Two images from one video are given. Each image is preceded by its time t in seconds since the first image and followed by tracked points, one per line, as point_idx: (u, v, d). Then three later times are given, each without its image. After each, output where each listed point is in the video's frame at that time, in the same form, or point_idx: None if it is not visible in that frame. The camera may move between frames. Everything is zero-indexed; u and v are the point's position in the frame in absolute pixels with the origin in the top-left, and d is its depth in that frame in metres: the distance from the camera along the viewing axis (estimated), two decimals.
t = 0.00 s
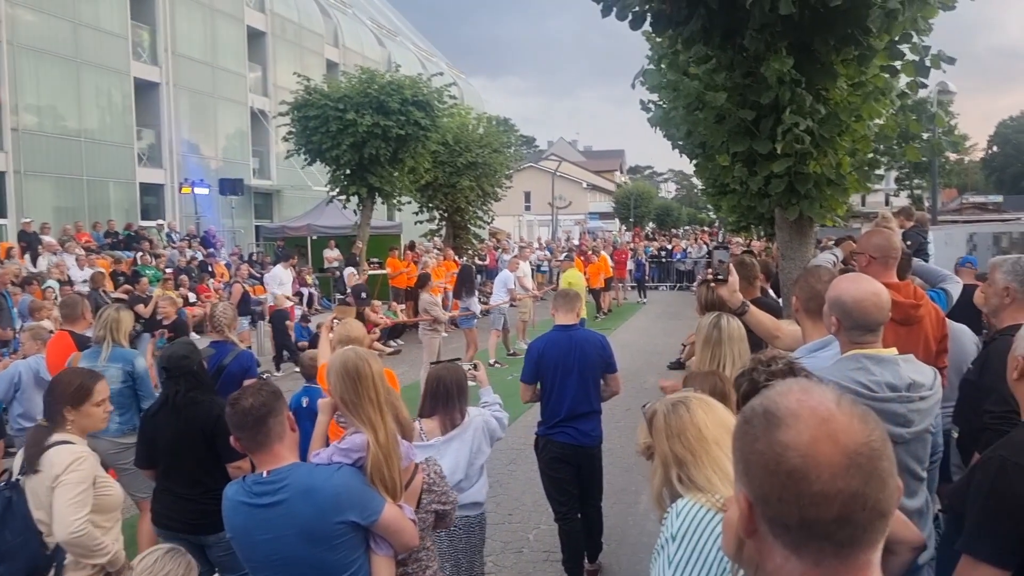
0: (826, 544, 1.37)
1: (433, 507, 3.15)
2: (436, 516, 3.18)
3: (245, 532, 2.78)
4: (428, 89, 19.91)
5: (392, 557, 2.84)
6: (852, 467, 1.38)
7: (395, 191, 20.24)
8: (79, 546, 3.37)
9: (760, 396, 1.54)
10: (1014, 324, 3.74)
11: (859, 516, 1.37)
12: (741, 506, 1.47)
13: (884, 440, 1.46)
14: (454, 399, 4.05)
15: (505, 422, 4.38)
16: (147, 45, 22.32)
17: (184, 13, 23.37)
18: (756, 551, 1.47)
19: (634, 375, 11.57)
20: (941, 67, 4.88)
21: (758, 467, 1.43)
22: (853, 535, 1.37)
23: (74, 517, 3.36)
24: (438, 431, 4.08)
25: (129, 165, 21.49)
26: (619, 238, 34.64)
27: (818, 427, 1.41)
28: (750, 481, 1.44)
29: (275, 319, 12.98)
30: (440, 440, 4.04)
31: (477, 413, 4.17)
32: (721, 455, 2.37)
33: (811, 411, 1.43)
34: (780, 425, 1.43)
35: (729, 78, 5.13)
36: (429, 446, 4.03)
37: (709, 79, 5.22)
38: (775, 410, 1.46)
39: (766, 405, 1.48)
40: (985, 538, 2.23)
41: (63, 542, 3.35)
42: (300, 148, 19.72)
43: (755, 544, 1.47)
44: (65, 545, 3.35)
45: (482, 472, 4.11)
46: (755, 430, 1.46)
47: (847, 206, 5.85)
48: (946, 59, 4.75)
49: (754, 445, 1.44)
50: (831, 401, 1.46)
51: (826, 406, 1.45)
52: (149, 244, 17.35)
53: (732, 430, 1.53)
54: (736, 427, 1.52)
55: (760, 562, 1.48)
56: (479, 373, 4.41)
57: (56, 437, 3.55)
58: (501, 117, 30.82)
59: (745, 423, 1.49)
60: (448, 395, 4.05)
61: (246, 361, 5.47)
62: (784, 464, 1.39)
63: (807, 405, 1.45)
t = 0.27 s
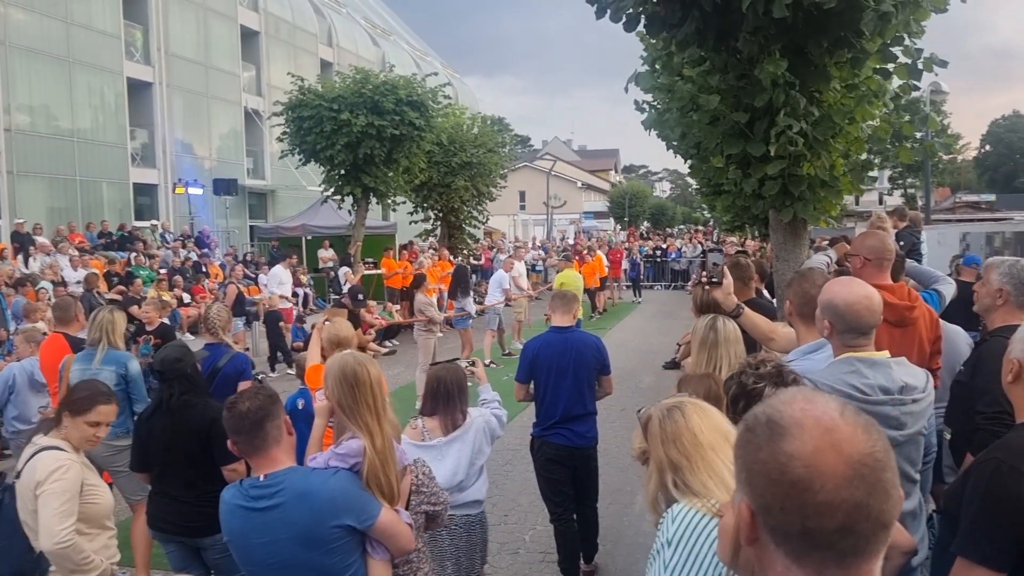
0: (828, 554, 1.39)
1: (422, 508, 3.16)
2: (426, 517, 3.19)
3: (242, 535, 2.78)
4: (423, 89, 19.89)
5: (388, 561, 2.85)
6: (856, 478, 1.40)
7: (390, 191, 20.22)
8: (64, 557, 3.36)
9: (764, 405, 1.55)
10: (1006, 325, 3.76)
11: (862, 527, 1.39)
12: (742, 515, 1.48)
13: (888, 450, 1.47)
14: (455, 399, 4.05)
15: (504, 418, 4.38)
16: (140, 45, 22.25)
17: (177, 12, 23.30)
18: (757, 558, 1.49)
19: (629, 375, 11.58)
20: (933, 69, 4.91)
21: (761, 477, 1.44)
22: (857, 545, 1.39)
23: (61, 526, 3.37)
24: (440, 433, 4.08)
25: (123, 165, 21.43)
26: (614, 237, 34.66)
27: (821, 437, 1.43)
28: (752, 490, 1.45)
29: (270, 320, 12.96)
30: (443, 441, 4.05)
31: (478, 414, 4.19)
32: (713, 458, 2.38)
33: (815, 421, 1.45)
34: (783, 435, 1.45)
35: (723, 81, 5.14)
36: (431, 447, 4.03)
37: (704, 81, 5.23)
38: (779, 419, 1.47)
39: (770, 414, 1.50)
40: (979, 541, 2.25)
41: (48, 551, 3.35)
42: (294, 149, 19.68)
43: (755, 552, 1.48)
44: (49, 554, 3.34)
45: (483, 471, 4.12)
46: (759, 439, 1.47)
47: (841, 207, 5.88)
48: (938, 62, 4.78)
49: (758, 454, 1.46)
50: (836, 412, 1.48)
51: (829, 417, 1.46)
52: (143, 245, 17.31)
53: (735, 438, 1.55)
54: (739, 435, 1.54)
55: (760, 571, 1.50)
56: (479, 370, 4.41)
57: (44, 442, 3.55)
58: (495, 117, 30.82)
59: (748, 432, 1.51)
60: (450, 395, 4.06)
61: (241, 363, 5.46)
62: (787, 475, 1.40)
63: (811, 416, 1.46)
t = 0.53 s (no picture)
0: (838, 553, 1.39)
1: (416, 506, 3.16)
2: (420, 515, 3.18)
3: (241, 534, 2.78)
4: (422, 89, 19.90)
5: (386, 560, 2.85)
6: (867, 476, 1.39)
7: (389, 191, 20.22)
8: (63, 563, 3.36)
9: (774, 401, 1.55)
10: (1004, 323, 3.76)
11: (873, 525, 1.38)
12: (751, 512, 1.48)
13: (898, 449, 1.47)
14: (467, 396, 3.99)
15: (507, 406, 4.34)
16: (139, 45, 22.27)
17: (176, 12, 23.30)
18: (764, 555, 1.49)
19: (628, 374, 11.58)
20: (931, 67, 4.90)
21: (771, 474, 1.44)
22: (867, 544, 1.39)
23: (60, 530, 3.37)
24: (456, 431, 4.01)
25: (122, 165, 21.45)
26: (614, 237, 34.65)
27: (832, 434, 1.42)
28: (761, 488, 1.45)
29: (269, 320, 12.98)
30: (460, 440, 3.98)
31: (487, 410, 4.15)
32: (709, 456, 2.38)
33: (827, 419, 1.44)
34: (795, 431, 1.45)
35: (721, 79, 5.14)
36: (449, 448, 3.97)
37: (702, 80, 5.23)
38: (790, 416, 1.47)
39: (781, 411, 1.49)
40: (978, 538, 2.26)
41: (47, 555, 3.34)
42: (293, 148, 19.68)
43: (762, 549, 1.49)
44: (48, 559, 3.34)
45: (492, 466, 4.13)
46: (769, 436, 1.47)
47: (838, 205, 5.88)
48: (936, 60, 4.77)
49: (768, 451, 1.45)
50: (847, 410, 1.47)
51: (842, 413, 1.46)
52: (142, 245, 17.32)
53: (745, 435, 1.54)
54: (749, 432, 1.54)
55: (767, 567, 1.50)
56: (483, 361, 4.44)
57: (42, 441, 3.57)
58: (494, 117, 30.83)
59: (758, 429, 1.51)
60: (461, 393, 3.99)
61: (239, 363, 5.46)
62: (797, 473, 1.40)
63: (822, 413, 1.46)
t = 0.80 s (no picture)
0: (846, 544, 1.38)
1: (407, 504, 3.14)
2: (412, 514, 3.16)
3: (236, 532, 2.75)
4: (415, 85, 19.85)
5: (381, 557, 2.83)
6: (877, 466, 1.38)
7: (383, 188, 20.17)
8: (56, 562, 3.31)
9: (780, 391, 1.53)
10: (998, 316, 3.75)
11: (880, 516, 1.37)
12: (756, 504, 1.47)
13: (905, 440, 1.45)
14: (478, 392, 3.97)
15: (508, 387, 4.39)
16: (131, 42, 22.15)
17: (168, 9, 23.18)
18: (768, 549, 1.48)
19: (624, 370, 11.57)
20: (925, 61, 4.90)
21: (779, 464, 1.42)
22: (876, 534, 1.38)
23: (53, 529, 3.33)
24: (469, 428, 4.00)
25: (114, 163, 21.35)
26: (608, 234, 34.62)
27: (840, 424, 1.40)
28: (768, 480, 1.43)
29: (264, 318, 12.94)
30: (473, 435, 3.98)
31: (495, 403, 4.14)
32: (703, 449, 2.37)
33: (835, 409, 1.43)
34: (802, 421, 1.43)
35: (715, 74, 5.13)
36: (462, 444, 3.96)
37: (695, 75, 5.22)
38: (797, 406, 1.45)
39: (788, 401, 1.47)
40: (976, 531, 2.25)
41: (39, 555, 3.29)
42: (287, 145, 19.62)
43: (767, 541, 1.47)
44: (41, 558, 3.29)
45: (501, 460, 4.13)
46: (776, 426, 1.45)
47: (832, 200, 5.88)
48: (930, 53, 4.76)
49: (775, 442, 1.44)
50: (854, 400, 1.46)
51: (850, 404, 1.44)
52: (135, 243, 17.24)
53: (750, 427, 1.53)
54: (755, 423, 1.52)
55: (771, 560, 1.49)
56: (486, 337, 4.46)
57: (31, 440, 3.54)
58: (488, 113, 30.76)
59: (764, 419, 1.49)
60: (472, 388, 3.97)
61: (232, 361, 5.45)
62: (805, 464, 1.38)
63: (830, 403, 1.44)
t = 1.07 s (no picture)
0: (848, 537, 1.37)
1: (405, 502, 3.13)
2: (409, 512, 3.15)
3: (233, 531, 2.74)
4: (410, 83, 19.81)
5: (379, 555, 2.82)
6: (878, 458, 1.37)
7: (379, 186, 20.13)
8: (61, 561, 3.30)
9: (780, 384, 1.53)
10: (993, 311, 3.75)
11: (883, 509, 1.36)
12: (756, 499, 1.46)
13: (906, 432, 1.45)
14: (482, 388, 3.97)
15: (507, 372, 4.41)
16: (125, 40, 22.05)
17: (161, 7, 23.09)
18: (769, 543, 1.47)
19: (621, 367, 11.57)
20: (920, 55, 4.89)
21: (780, 458, 1.41)
22: (878, 527, 1.37)
23: (55, 528, 3.31)
24: (473, 425, 3.98)
25: (109, 162, 21.28)
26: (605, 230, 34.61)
27: (841, 416, 1.40)
28: (768, 473, 1.43)
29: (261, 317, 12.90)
30: (478, 431, 3.97)
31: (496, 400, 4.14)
32: (700, 445, 2.37)
33: (836, 402, 1.42)
34: (802, 414, 1.42)
35: (710, 69, 5.12)
36: (468, 440, 3.94)
37: (690, 70, 5.22)
38: (797, 399, 1.45)
39: (788, 394, 1.47)
40: (974, 526, 2.25)
41: (44, 554, 3.28)
42: (282, 143, 19.57)
43: (768, 535, 1.46)
44: (45, 557, 3.28)
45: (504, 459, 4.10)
46: (777, 419, 1.45)
47: (828, 195, 5.89)
48: (925, 47, 4.76)
49: (775, 435, 1.43)
50: (855, 392, 1.45)
51: (851, 396, 1.43)
52: (130, 242, 17.19)
53: (750, 421, 1.52)
54: (755, 417, 1.51)
55: (772, 555, 1.48)
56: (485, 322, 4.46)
57: (28, 440, 3.51)
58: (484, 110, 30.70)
59: (764, 413, 1.49)
60: (475, 384, 3.96)
61: (228, 359, 5.43)
62: (807, 457, 1.38)
63: (830, 395, 1.43)
